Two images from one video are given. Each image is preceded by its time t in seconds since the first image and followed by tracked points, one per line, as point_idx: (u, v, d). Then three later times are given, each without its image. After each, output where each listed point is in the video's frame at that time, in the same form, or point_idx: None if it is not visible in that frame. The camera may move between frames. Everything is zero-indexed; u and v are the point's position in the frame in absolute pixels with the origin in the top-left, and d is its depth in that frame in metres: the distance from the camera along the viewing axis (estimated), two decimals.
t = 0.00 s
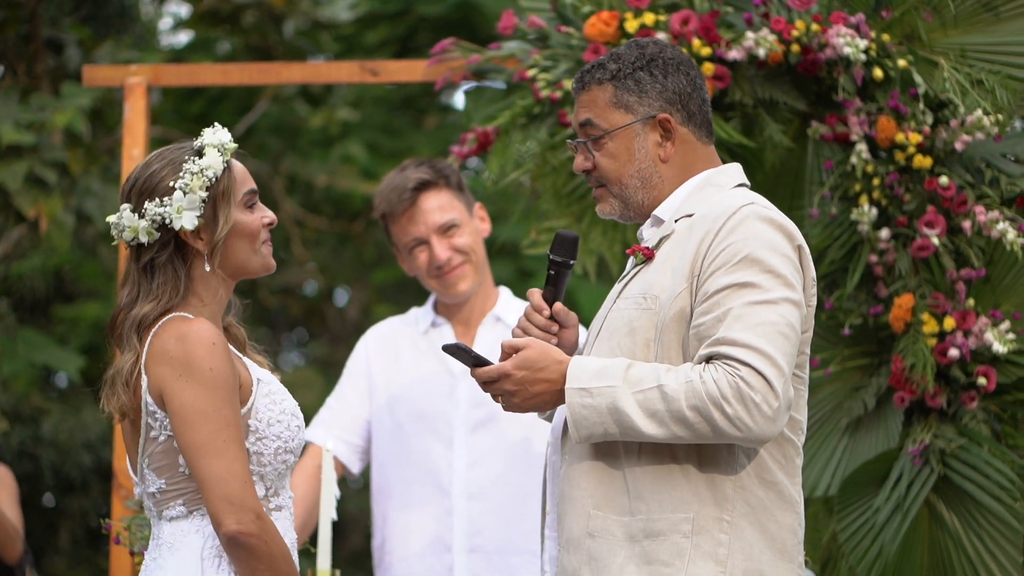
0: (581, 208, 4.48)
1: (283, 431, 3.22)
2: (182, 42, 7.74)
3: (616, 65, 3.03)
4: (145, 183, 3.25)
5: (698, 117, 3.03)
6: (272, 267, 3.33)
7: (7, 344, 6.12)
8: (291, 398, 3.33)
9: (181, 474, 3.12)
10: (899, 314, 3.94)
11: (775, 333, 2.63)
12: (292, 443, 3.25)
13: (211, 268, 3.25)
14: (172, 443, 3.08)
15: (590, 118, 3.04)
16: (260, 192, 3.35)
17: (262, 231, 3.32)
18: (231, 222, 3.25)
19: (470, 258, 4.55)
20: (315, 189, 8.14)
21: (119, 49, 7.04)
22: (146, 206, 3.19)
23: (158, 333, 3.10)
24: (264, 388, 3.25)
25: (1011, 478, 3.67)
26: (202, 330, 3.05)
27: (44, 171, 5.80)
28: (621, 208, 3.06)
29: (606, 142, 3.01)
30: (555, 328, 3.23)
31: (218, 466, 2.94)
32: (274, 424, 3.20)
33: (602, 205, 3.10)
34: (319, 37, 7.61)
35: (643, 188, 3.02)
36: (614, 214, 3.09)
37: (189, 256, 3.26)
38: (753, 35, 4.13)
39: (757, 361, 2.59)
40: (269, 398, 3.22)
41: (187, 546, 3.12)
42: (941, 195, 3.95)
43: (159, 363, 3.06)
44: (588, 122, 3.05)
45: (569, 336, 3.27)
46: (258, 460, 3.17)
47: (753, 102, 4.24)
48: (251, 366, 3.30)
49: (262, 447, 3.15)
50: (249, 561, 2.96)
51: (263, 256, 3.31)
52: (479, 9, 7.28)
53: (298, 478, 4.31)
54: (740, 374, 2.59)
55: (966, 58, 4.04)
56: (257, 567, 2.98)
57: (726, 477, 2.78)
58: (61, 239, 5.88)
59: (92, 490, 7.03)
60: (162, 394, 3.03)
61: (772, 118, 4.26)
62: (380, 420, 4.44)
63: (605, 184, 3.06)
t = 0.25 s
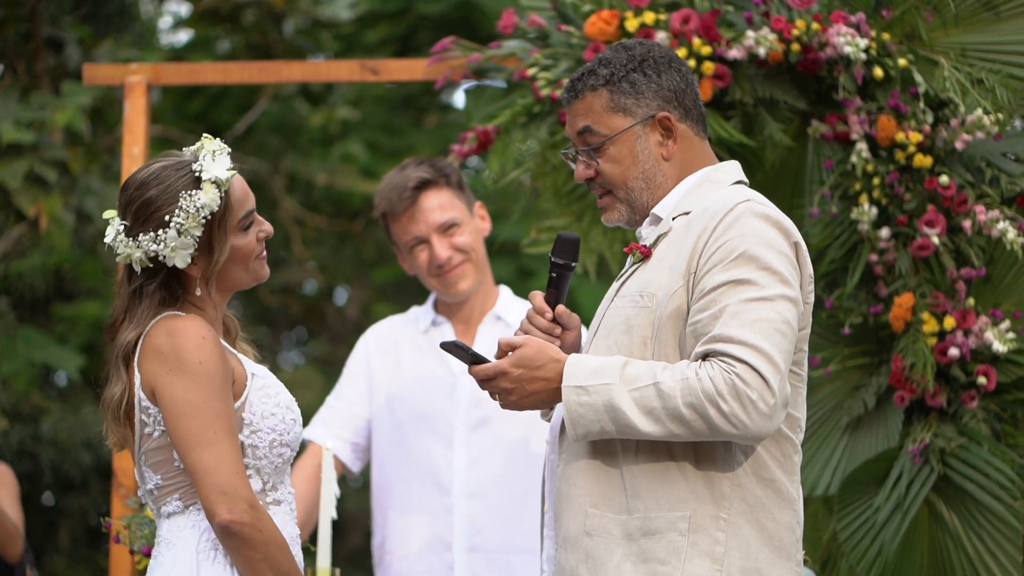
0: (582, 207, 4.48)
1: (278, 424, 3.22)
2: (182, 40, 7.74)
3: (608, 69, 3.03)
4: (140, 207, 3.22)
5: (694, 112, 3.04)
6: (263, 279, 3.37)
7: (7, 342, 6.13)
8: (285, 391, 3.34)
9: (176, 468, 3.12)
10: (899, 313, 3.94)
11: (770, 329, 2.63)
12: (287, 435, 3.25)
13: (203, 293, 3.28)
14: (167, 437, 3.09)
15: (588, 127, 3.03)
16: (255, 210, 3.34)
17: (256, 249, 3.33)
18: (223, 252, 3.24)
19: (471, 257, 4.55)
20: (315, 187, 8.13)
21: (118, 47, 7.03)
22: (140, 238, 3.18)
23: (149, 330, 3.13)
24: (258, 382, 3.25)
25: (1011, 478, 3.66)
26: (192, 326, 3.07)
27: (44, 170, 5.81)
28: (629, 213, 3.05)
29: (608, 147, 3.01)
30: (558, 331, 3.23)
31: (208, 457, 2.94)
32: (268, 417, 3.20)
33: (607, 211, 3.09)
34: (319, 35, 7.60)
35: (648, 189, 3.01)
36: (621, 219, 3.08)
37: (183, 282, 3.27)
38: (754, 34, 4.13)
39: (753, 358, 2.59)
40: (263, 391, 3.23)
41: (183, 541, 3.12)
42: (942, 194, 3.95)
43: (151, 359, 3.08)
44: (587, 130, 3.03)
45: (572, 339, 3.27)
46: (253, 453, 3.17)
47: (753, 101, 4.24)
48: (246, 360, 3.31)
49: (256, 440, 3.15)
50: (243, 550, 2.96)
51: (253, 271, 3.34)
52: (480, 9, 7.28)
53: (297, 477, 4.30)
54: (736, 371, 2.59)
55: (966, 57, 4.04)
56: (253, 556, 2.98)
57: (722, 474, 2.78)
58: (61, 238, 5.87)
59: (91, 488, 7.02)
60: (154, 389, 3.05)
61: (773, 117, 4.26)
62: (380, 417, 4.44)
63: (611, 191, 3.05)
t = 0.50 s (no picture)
0: (581, 208, 4.47)
1: (264, 424, 3.21)
2: (181, 41, 7.74)
3: (604, 65, 3.05)
4: (135, 198, 3.25)
5: (688, 114, 3.01)
6: (258, 278, 3.34)
7: (7, 343, 6.12)
8: (275, 392, 3.34)
9: (160, 467, 3.13)
10: (899, 314, 3.94)
11: (768, 324, 2.62)
12: (274, 437, 3.24)
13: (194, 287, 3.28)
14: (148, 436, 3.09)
15: (580, 120, 3.05)
16: (250, 206, 3.33)
17: (250, 245, 3.31)
18: (214, 243, 3.24)
19: (471, 258, 4.55)
20: (315, 188, 8.13)
21: (118, 48, 7.04)
22: (131, 227, 3.20)
23: (141, 326, 3.13)
24: (246, 382, 3.25)
25: (1010, 478, 3.67)
26: (178, 325, 3.07)
27: (44, 171, 5.81)
28: (613, 209, 3.07)
29: (596, 143, 3.02)
30: (553, 329, 3.23)
31: (185, 456, 2.94)
32: (253, 417, 3.20)
33: (594, 205, 3.11)
34: (318, 37, 7.69)
35: (634, 188, 3.03)
36: (607, 214, 3.10)
37: (176, 275, 3.28)
38: (753, 35, 4.13)
39: (752, 353, 2.59)
40: (249, 391, 3.22)
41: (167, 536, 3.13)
42: (941, 194, 3.95)
43: (136, 356, 3.08)
44: (578, 123, 3.06)
45: (567, 337, 3.28)
46: (237, 453, 3.17)
47: (753, 101, 4.24)
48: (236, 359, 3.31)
49: (240, 440, 3.15)
50: (217, 550, 2.95)
51: (248, 269, 3.32)
52: (479, 9, 7.28)
53: (297, 478, 4.31)
54: (735, 367, 2.59)
55: (966, 58, 4.04)
56: (229, 556, 2.96)
57: (721, 472, 2.78)
58: (61, 239, 5.87)
59: (91, 489, 7.03)
60: (138, 387, 3.06)
61: (772, 117, 4.26)
62: (379, 417, 4.44)
63: (597, 186, 3.07)
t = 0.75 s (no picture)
0: (580, 208, 4.47)
1: (252, 431, 3.22)
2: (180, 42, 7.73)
3: (601, 66, 3.04)
4: (129, 201, 3.25)
5: (684, 115, 3.02)
6: (253, 281, 3.34)
7: (6, 344, 6.12)
8: (267, 398, 3.34)
9: (146, 467, 3.14)
10: (898, 315, 3.94)
11: (762, 325, 2.62)
12: (261, 443, 3.24)
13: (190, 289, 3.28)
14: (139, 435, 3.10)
15: (575, 121, 3.05)
16: (245, 208, 3.33)
17: (245, 247, 3.31)
18: (207, 245, 3.24)
19: (470, 259, 4.54)
20: (314, 189, 8.12)
21: (116, 49, 7.03)
22: (124, 231, 3.21)
23: (136, 325, 3.14)
24: (236, 387, 3.26)
25: (1009, 479, 3.67)
26: (173, 325, 3.08)
27: (43, 172, 5.81)
28: (609, 209, 3.07)
29: (591, 143, 3.02)
30: (553, 331, 3.23)
31: (173, 457, 2.93)
32: (242, 423, 3.20)
33: (591, 205, 3.11)
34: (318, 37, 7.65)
35: (631, 188, 3.02)
36: (604, 215, 3.10)
37: (172, 277, 3.29)
38: (752, 35, 4.13)
39: (746, 354, 2.59)
40: (240, 397, 3.23)
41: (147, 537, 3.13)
42: (940, 195, 3.95)
43: (130, 355, 3.09)
44: (574, 125, 3.06)
45: (568, 339, 3.32)
46: (224, 457, 3.16)
47: (752, 102, 4.24)
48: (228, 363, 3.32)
49: (228, 444, 3.15)
50: (200, 551, 2.95)
51: (242, 273, 3.32)
52: (478, 11, 7.30)
53: (296, 478, 4.32)
54: (729, 368, 2.59)
55: (965, 59, 4.03)
56: (212, 558, 2.97)
57: (719, 472, 2.78)
58: (60, 240, 5.85)
59: (90, 490, 7.03)
60: (130, 386, 3.06)
61: (771, 118, 4.26)
62: (378, 419, 4.44)
63: (593, 186, 3.07)
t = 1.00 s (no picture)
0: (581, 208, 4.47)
1: (251, 429, 3.23)
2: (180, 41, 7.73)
3: (606, 64, 3.05)
4: (130, 198, 3.24)
5: (688, 114, 3.03)
6: (249, 283, 3.35)
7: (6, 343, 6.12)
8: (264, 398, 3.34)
9: (144, 466, 3.14)
10: (898, 315, 3.94)
11: (760, 325, 2.62)
12: (258, 442, 3.24)
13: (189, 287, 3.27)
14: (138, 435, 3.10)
15: (581, 120, 3.05)
16: (245, 209, 3.34)
17: (245, 247, 3.32)
18: (208, 244, 3.24)
19: (470, 258, 4.54)
20: (314, 188, 8.11)
21: (117, 48, 7.03)
22: (127, 227, 3.20)
23: (132, 325, 3.14)
24: (234, 386, 3.26)
25: (1009, 478, 3.67)
26: (172, 324, 3.08)
27: (43, 171, 5.80)
28: (614, 209, 3.06)
29: (597, 141, 3.02)
30: (552, 331, 3.22)
31: (173, 456, 2.93)
32: (240, 422, 3.20)
33: (593, 207, 3.10)
34: (318, 37, 7.58)
35: (636, 186, 3.02)
36: (607, 215, 3.09)
37: (171, 275, 3.28)
38: (753, 35, 4.13)
39: (743, 354, 2.59)
40: (237, 395, 3.23)
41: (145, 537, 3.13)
42: (941, 195, 3.95)
43: (129, 353, 3.09)
44: (579, 124, 3.06)
45: (567, 339, 3.32)
46: (222, 457, 3.17)
47: (752, 102, 4.24)
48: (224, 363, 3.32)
49: (226, 443, 3.15)
50: (201, 550, 2.95)
51: (239, 274, 3.32)
52: (478, 10, 7.31)
53: (296, 477, 4.33)
54: (726, 368, 2.59)
55: (965, 59, 4.04)
56: (212, 557, 2.97)
57: (718, 472, 2.78)
58: (60, 239, 5.86)
59: (90, 489, 7.02)
60: (130, 384, 3.06)
61: (772, 118, 4.26)
62: (378, 419, 4.45)
63: (596, 185, 3.07)
